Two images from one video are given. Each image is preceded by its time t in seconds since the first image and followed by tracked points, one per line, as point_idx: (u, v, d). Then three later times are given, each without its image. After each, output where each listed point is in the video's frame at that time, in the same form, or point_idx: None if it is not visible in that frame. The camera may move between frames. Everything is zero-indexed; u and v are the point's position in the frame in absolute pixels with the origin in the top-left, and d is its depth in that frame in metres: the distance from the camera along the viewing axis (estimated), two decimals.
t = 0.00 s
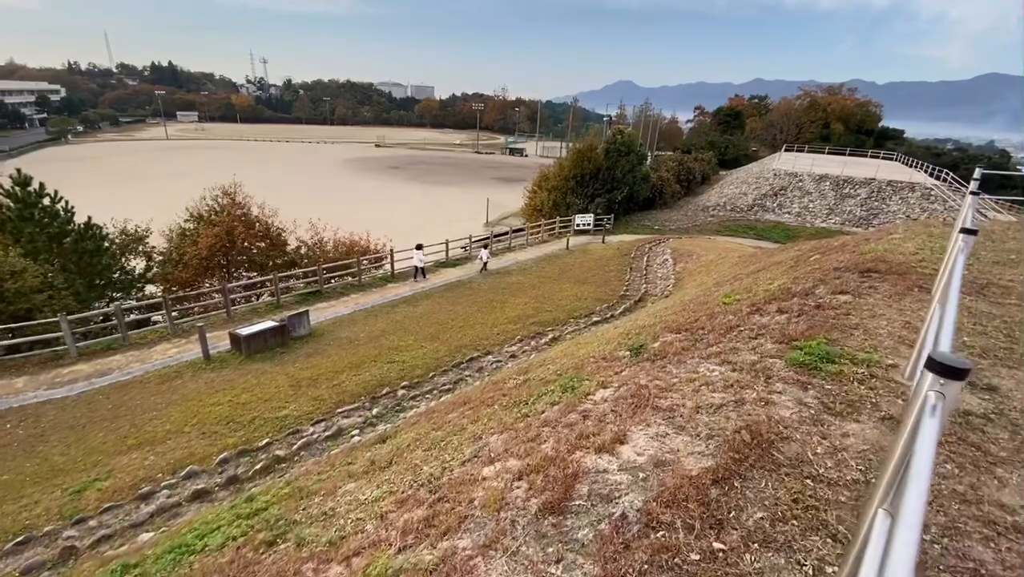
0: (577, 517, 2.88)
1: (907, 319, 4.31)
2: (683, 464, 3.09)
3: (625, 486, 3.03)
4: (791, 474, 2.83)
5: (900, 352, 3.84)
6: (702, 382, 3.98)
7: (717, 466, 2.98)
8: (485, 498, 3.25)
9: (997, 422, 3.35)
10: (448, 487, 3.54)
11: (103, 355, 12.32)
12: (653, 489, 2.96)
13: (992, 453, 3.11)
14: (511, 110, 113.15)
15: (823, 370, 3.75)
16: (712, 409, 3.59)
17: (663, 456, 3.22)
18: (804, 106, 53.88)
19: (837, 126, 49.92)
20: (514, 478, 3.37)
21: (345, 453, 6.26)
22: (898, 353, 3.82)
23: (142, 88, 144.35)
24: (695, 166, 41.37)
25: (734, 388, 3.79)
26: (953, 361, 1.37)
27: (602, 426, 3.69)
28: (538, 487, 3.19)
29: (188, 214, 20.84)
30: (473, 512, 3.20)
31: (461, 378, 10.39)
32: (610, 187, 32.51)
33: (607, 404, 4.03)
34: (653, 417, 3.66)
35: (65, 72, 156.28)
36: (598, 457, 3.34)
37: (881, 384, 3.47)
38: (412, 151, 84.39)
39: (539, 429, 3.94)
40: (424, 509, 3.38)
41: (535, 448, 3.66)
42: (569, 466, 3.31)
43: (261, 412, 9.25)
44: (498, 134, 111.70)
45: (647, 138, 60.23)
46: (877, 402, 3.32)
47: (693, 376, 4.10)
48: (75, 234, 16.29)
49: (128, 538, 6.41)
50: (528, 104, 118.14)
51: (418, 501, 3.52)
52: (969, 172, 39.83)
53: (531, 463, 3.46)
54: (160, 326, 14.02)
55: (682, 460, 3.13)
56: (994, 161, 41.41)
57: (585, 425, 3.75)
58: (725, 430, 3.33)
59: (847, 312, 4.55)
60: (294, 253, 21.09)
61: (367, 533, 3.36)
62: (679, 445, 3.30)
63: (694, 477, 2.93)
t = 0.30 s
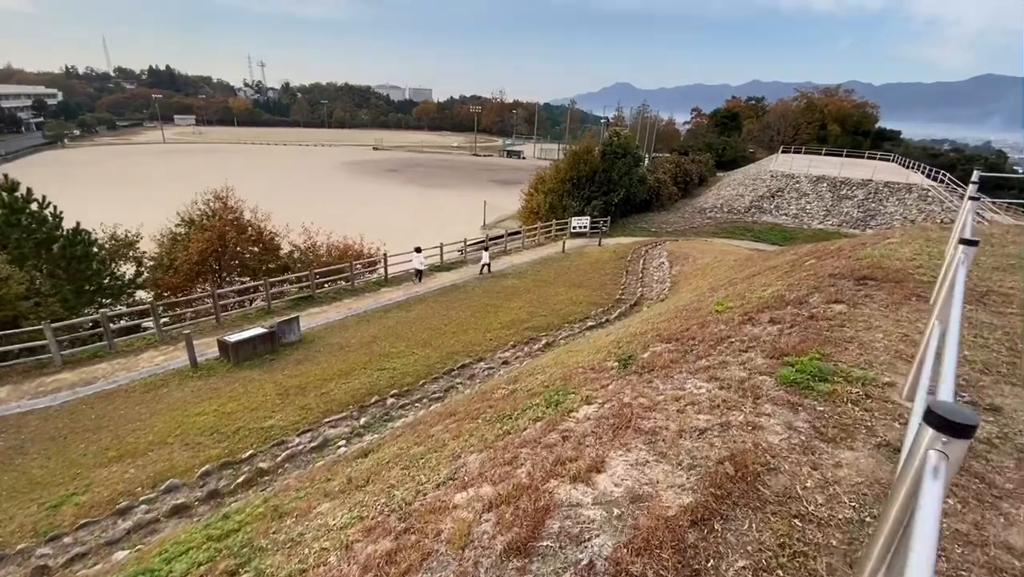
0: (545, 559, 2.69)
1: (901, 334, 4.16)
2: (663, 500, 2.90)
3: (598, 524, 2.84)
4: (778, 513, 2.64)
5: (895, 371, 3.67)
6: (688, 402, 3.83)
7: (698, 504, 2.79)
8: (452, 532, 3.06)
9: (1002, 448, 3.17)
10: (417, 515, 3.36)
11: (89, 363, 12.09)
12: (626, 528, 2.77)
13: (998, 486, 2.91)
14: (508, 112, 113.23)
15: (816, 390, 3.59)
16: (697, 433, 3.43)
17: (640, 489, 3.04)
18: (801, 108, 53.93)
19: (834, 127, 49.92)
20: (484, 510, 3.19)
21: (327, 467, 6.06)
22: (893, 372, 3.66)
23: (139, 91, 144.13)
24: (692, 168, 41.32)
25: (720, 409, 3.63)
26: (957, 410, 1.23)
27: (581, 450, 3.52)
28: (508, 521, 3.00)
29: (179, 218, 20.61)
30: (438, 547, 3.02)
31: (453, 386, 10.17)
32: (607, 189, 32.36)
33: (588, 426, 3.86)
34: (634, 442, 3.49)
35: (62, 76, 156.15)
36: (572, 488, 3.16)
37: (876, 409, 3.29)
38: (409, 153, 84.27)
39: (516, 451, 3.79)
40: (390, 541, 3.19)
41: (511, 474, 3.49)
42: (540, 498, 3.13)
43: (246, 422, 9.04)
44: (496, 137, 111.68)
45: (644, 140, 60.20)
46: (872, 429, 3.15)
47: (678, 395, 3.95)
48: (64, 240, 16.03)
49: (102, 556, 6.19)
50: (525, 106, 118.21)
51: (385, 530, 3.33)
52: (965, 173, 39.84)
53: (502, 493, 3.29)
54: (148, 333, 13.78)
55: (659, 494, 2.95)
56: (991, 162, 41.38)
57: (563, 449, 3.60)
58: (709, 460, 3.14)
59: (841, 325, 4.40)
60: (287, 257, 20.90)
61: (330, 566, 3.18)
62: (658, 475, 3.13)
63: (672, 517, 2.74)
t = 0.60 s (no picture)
0: None
1: (893, 342, 3.99)
2: (629, 530, 2.74)
3: (557, 556, 2.68)
4: (751, 546, 2.48)
5: (886, 384, 3.49)
6: (667, 416, 3.68)
7: (666, 536, 2.62)
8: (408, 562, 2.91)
9: (999, 469, 2.97)
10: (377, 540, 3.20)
11: (73, 370, 11.88)
12: (586, 562, 2.61)
13: (995, 512, 2.71)
14: (506, 113, 113.11)
15: (801, 404, 3.42)
16: (673, 452, 3.28)
17: (608, 517, 2.87)
18: (798, 108, 53.90)
19: (831, 127, 49.88)
20: (444, 537, 3.03)
21: (305, 478, 5.88)
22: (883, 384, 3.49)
23: (136, 93, 143.67)
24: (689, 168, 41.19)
25: (700, 425, 3.48)
26: (948, 463, 1.07)
27: (553, 471, 3.37)
28: (467, 551, 2.85)
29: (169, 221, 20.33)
30: None
31: (442, 391, 9.97)
32: (603, 190, 32.20)
33: (563, 442, 3.71)
34: (607, 461, 3.34)
35: (60, 78, 155.85)
36: (536, 514, 3.00)
37: (863, 426, 3.13)
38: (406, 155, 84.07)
39: (487, 468, 3.64)
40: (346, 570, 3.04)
41: (477, 496, 3.33)
42: (502, 525, 2.96)
43: (229, 429, 8.85)
44: (494, 138, 111.52)
45: (641, 140, 60.09)
46: (858, 448, 2.97)
47: (658, 409, 3.80)
48: (50, 243, 15.75)
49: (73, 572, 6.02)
50: (523, 107, 118.10)
51: (344, 557, 3.18)
52: (962, 173, 39.80)
53: (464, 518, 3.13)
54: (134, 338, 13.54)
55: (626, 524, 2.79)
56: (987, 161, 41.36)
57: (532, 468, 3.45)
58: (683, 483, 2.98)
59: (831, 332, 4.23)
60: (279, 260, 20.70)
61: None
62: (629, 501, 2.96)
63: (634, 551, 2.58)
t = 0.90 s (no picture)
0: None
1: (882, 358, 3.87)
2: None
3: None
4: None
5: (874, 404, 3.36)
6: (642, 440, 3.58)
7: None
8: None
9: (995, 504, 2.79)
10: None
11: (55, 376, 11.67)
12: None
13: (992, 557, 2.49)
14: (504, 113, 112.85)
15: (784, 429, 3.29)
16: (643, 485, 3.14)
17: (566, 562, 2.73)
18: (795, 107, 53.82)
19: (827, 126, 49.79)
20: None
21: (281, 492, 5.71)
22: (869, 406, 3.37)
23: (132, 94, 142.99)
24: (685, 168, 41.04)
25: (675, 452, 3.36)
26: None
27: (517, 504, 3.24)
28: None
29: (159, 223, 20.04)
30: None
31: (430, 397, 9.78)
32: (598, 191, 32.03)
33: (530, 466, 3.64)
34: (574, 494, 3.21)
35: (56, 80, 155.23)
36: (492, 554, 2.88)
37: (845, 456, 2.99)
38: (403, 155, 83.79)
39: (454, 494, 3.56)
40: None
41: (437, 530, 3.21)
42: (455, 568, 2.83)
43: (211, 438, 8.66)
44: (491, 138, 111.22)
45: (638, 140, 59.92)
46: (842, 481, 2.83)
47: (634, 432, 3.70)
48: (36, 247, 15.43)
49: None
50: (520, 107, 117.89)
51: None
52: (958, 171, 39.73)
53: (417, 557, 3.01)
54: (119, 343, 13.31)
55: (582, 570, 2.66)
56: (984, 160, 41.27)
57: (497, 498, 3.34)
58: (649, 523, 2.84)
59: (819, 346, 4.13)
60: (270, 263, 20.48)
61: None
62: (590, 542, 2.83)
63: None
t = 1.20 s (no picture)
0: None
1: (876, 372, 3.73)
2: None
3: None
4: None
5: (867, 424, 3.21)
6: (617, 464, 3.40)
7: None
8: None
9: (1001, 542, 2.57)
10: None
11: (38, 383, 11.43)
12: None
13: None
14: (501, 114, 112.69)
15: (769, 453, 3.12)
16: (612, 518, 2.95)
17: None
18: (792, 107, 53.73)
19: (825, 126, 49.64)
20: None
21: (257, 506, 5.52)
22: (860, 426, 3.22)
23: (129, 96, 142.52)
24: (682, 168, 40.89)
25: (650, 479, 3.18)
26: None
27: (478, 538, 3.08)
28: None
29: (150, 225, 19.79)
30: None
31: (419, 404, 9.59)
32: (595, 192, 31.85)
33: (497, 491, 3.48)
34: (539, 526, 3.04)
35: (53, 83, 154.66)
36: None
37: (833, 486, 2.81)
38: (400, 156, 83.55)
39: (418, 521, 3.42)
40: None
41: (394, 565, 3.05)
42: None
43: (193, 447, 8.43)
44: (489, 139, 111.01)
45: (636, 141, 59.71)
46: (831, 516, 2.64)
47: (610, 453, 3.54)
48: (22, 251, 15.22)
49: None
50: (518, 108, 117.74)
51: None
52: (956, 171, 39.63)
53: None
54: (104, 348, 13.08)
55: None
56: (982, 160, 41.15)
57: (457, 530, 3.20)
58: (613, 565, 2.65)
59: (810, 358, 3.99)
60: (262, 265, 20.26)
61: None
62: None
63: None
